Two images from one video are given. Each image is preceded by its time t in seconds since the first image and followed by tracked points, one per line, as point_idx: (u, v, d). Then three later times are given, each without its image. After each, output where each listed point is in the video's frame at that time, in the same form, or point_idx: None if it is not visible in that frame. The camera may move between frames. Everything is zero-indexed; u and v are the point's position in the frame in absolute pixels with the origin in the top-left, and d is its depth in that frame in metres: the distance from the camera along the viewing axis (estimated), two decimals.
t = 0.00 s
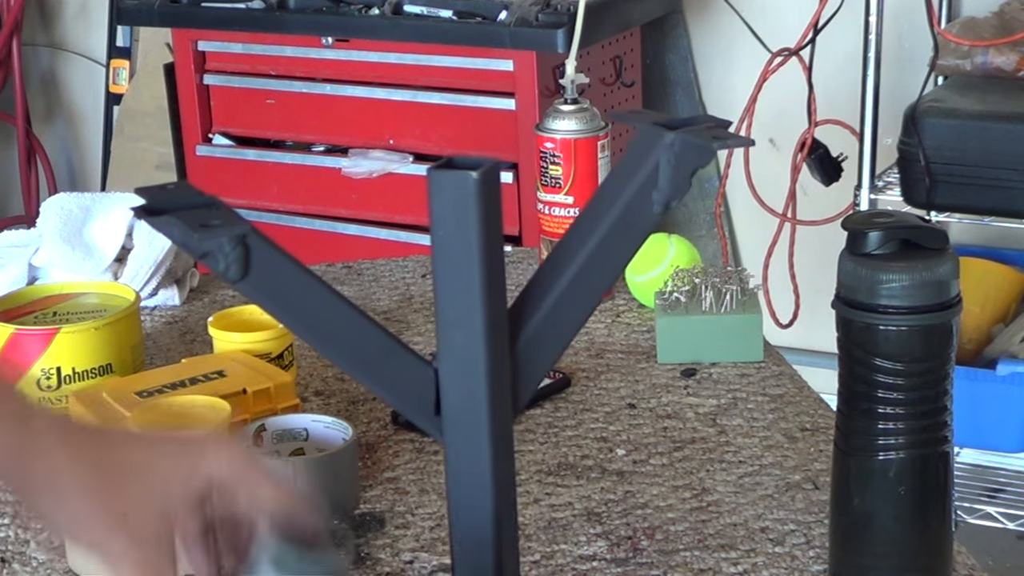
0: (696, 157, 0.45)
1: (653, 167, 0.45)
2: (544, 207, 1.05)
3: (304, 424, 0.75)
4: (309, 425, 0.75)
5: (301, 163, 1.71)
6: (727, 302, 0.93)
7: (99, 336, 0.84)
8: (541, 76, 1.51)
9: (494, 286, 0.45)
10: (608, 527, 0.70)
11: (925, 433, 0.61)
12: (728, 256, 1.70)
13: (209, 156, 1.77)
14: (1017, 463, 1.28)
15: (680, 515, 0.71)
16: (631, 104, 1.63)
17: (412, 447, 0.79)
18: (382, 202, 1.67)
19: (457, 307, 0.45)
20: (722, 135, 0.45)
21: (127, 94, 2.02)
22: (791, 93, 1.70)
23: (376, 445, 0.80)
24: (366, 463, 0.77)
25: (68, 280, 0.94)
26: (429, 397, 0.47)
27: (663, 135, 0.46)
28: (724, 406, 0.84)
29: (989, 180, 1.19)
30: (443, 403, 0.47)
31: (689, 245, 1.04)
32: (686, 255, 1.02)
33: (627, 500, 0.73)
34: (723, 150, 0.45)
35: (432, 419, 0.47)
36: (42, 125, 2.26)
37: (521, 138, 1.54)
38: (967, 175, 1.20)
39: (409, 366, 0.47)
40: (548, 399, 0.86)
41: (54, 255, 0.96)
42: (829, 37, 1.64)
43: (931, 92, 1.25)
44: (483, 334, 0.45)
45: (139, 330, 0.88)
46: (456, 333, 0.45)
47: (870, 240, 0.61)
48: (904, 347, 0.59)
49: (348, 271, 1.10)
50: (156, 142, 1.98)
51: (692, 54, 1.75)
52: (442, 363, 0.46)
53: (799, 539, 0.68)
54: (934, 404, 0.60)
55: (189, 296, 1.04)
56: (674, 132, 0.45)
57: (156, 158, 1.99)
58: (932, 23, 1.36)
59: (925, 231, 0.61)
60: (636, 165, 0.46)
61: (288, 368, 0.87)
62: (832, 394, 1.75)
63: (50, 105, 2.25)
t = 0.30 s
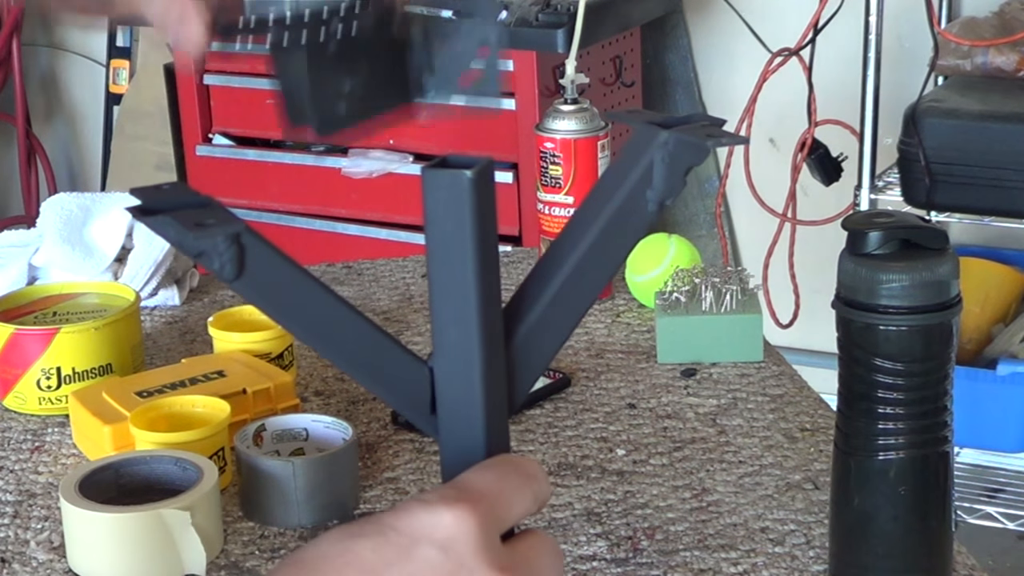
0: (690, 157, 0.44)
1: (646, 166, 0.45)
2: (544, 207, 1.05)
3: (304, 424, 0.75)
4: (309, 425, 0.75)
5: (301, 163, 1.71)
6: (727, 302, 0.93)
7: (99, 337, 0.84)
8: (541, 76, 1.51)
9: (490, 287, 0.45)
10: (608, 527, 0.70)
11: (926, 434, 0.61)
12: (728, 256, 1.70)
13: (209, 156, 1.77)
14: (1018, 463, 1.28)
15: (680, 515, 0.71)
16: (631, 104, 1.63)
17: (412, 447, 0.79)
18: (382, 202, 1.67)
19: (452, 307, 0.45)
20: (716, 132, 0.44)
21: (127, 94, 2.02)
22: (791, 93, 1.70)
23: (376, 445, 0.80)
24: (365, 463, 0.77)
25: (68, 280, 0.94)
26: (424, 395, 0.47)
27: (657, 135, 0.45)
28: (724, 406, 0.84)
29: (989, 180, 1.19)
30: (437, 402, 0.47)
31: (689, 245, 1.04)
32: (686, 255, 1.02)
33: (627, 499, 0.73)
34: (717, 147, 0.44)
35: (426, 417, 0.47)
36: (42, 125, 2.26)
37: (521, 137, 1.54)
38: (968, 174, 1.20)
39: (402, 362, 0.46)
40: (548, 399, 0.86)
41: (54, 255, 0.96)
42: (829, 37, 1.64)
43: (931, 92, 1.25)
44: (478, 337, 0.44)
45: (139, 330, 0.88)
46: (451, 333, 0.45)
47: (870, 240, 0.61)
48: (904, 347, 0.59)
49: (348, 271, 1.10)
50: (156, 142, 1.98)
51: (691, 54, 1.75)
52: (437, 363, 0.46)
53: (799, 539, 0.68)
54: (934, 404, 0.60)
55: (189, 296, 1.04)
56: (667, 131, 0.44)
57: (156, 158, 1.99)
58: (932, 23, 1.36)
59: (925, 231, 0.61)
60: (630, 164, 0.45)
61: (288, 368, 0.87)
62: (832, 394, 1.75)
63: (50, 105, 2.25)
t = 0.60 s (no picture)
0: (713, 167, 0.43)
1: (669, 174, 0.44)
2: (544, 207, 1.05)
3: (304, 424, 0.75)
4: (309, 425, 0.75)
5: (301, 163, 1.71)
6: (727, 302, 0.93)
7: (98, 336, 0.84)
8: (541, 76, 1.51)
9: (496, 290, 0.45)
10: (608, 527, 0.70)
11: (925, 433, 0.61)
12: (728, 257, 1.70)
13: (209, 156, 1.77)
14: (1018, 463, 1.28)
15: (680, 515, 0.71)
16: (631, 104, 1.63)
17: (412, 447, 0.79)
18: (381, 202, 1.67)
19: (458, 308, 0.45)
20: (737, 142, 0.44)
21: (127, 94, 2.02)
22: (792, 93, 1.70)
23: (376, 445, 0.80)
24: (366, 463, 0.77)
25: (68, 280, 0.94)
26: (429, 392, 0.47)
27: (684, 142, 0.44)
28: (724, 406, 0.84)
29: (988, 180, 1.19)
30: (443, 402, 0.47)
31: (689, 247, 1.04)
32: (686, 255, 1.02)
33: (627, 499, 0.73)
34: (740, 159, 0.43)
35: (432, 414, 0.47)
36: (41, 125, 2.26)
37: (522, 137, 1.54)
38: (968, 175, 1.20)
39: (409, 359, 0.46)
40: (548, 398, 0.86)
41: (54, 255, 0.96)
42: (829, 37, 1.63)
43: (931, 91, 1.25)
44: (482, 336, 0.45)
45: (139, 330, 0.89)
46: (454, 334, 0.45)
47: (870, 240, 0.61)
48: (903, 347, 0.59)
49: (348, 271, 1.10)
50: (156, 142, 1.98)
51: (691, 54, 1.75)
52: (441, 361, 0.46)
53: (799, 539, 0.68)
54: (933, 404, 0.60)
55: (189, 296, 1.04)
56: (694, 139, 0.44)
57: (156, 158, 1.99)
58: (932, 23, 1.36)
59: (925, 231, 0.61)
60: (654, 170, 0.45)
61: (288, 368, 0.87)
62: (832, 394, 1.75)
63: (50, 105, 2.25)
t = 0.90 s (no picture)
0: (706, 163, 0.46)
1: (663, 173, 0.47)
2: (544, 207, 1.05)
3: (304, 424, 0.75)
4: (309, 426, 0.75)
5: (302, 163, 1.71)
6: (727, 302, 0.92)
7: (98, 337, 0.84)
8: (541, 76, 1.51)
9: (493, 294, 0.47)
10: (608, 527, 0.70)
11: (925, 433, 0.61)
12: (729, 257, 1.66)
13: (203, 152, 1.57)
14: (1018, 463, 1.28)
15: (680, 515, 0.71)
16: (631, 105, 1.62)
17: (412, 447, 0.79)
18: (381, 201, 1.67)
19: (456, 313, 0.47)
20: (732, 140, 0.46)
21: (126, 93, 1.80)
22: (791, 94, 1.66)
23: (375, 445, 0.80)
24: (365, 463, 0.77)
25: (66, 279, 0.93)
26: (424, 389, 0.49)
27: (677, 140, 0.47)
28: (724, 406, 0.84)
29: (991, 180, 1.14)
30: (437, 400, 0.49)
31: (689, 246, 1.04)
32: (686, 256, 1.02)
33: (627, 500, 0.73)
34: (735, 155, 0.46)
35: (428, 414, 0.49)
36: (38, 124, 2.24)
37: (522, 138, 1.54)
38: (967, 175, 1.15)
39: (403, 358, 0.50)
40: (548, 399, 0.86)
41: (54, 256, 0.96)
42: (829, 38, 1.60)
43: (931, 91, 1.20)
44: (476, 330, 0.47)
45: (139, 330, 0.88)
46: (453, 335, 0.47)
47: (870, 240, 0.61)
48: (903, 347, 0.59)
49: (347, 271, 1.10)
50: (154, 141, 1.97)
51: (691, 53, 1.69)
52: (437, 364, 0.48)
53: (799, 539, 0.68)
54: (934, 404, 0.60)
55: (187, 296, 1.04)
56: (688, 137, 0.46)
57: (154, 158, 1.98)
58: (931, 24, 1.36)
59: (926, 231, 0.61)
60: (647, 168, 0.47)
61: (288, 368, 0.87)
62: (831, 393, 1.75)
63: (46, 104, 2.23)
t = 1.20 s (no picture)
0: (707, 163, 0.46)
1: (663, 174, 0.47)
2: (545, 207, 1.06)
3: (304, 424, 0.76)
4: (309, 426, 0.75)
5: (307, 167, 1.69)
6: (727, 302, 0.92)
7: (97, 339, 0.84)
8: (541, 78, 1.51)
9: (493, 297, 0.47)
10: (608, 527, 0.70)
11: (925, 433, 0.60)
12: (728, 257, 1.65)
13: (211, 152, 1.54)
14: (1018, 463, 1.28)
15: (681, 515, 0.71)
16: (631, 105, 1.62)
17: (412, 447, 0.79)
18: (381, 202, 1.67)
19: (456, 315, 0.47)
20: (732, 140, 0.46)
21: (127, 94, 1.81)
22: (791, 93, 1.65)
23: (376, 445, 0.80)
24: (365, 463, 0.77)
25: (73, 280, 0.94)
26: (426, 392, 0.50)
27: (677, 140, 0.47)
28: (724, 406, 0.84)
29: (990, 180, 1.13)
30: (439, 403, 0.49)
31: (690, 246, 1.03)
32: (686, 256, 1.02)
33: (627, 500, 0.73)
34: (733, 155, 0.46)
35: (430, 416, 0.50)
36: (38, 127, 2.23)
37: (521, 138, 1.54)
38: (967, 175, 1.14)
39: (405, 362, 0.50)
40: (548, 399, 0.86)
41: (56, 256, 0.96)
42: (829, 37, 1.59)
43: (930, 91, 1.19)
44: (478, 334, 0.47)
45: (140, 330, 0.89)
46: (452, 335, 0.47)
47: (870, 240, 0.61)
48: (903, 348, 0.59)
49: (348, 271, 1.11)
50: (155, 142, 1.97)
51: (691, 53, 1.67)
52: (437, 365, 0.49)
53: (799, 539, 0.68)
54: (933, 404, 0.60)
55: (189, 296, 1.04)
56: (687, 137, 0.46)
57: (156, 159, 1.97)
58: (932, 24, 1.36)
59: (926, 232, 0.61)
60: (647, 169, 0.47)
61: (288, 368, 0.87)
62: (831, 393, 1.75)
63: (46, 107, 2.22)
